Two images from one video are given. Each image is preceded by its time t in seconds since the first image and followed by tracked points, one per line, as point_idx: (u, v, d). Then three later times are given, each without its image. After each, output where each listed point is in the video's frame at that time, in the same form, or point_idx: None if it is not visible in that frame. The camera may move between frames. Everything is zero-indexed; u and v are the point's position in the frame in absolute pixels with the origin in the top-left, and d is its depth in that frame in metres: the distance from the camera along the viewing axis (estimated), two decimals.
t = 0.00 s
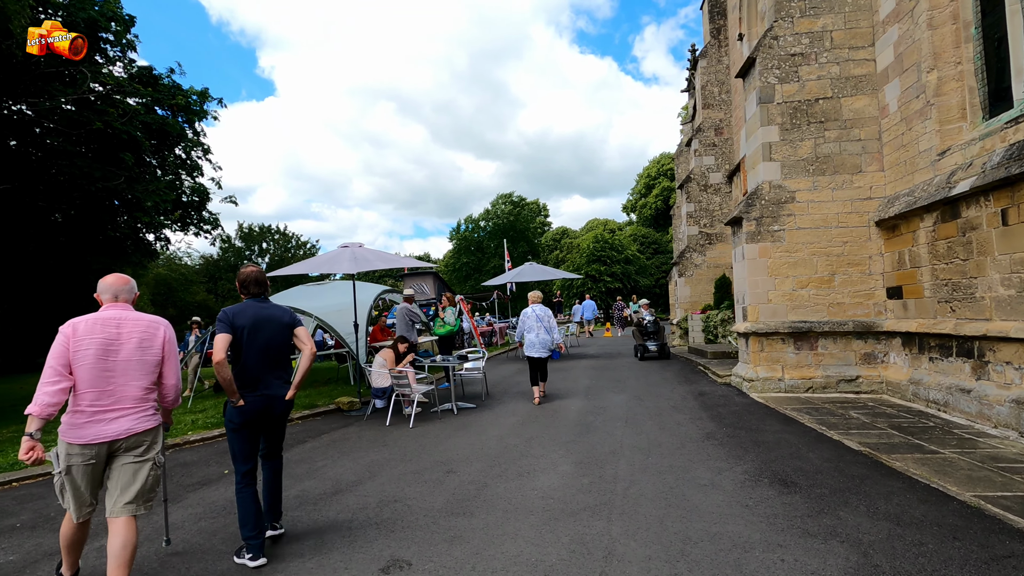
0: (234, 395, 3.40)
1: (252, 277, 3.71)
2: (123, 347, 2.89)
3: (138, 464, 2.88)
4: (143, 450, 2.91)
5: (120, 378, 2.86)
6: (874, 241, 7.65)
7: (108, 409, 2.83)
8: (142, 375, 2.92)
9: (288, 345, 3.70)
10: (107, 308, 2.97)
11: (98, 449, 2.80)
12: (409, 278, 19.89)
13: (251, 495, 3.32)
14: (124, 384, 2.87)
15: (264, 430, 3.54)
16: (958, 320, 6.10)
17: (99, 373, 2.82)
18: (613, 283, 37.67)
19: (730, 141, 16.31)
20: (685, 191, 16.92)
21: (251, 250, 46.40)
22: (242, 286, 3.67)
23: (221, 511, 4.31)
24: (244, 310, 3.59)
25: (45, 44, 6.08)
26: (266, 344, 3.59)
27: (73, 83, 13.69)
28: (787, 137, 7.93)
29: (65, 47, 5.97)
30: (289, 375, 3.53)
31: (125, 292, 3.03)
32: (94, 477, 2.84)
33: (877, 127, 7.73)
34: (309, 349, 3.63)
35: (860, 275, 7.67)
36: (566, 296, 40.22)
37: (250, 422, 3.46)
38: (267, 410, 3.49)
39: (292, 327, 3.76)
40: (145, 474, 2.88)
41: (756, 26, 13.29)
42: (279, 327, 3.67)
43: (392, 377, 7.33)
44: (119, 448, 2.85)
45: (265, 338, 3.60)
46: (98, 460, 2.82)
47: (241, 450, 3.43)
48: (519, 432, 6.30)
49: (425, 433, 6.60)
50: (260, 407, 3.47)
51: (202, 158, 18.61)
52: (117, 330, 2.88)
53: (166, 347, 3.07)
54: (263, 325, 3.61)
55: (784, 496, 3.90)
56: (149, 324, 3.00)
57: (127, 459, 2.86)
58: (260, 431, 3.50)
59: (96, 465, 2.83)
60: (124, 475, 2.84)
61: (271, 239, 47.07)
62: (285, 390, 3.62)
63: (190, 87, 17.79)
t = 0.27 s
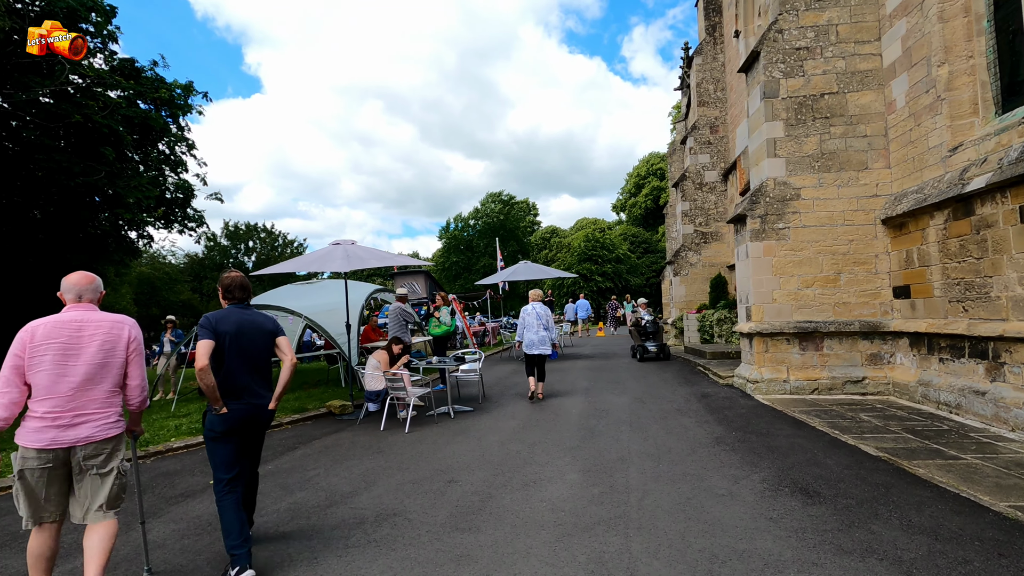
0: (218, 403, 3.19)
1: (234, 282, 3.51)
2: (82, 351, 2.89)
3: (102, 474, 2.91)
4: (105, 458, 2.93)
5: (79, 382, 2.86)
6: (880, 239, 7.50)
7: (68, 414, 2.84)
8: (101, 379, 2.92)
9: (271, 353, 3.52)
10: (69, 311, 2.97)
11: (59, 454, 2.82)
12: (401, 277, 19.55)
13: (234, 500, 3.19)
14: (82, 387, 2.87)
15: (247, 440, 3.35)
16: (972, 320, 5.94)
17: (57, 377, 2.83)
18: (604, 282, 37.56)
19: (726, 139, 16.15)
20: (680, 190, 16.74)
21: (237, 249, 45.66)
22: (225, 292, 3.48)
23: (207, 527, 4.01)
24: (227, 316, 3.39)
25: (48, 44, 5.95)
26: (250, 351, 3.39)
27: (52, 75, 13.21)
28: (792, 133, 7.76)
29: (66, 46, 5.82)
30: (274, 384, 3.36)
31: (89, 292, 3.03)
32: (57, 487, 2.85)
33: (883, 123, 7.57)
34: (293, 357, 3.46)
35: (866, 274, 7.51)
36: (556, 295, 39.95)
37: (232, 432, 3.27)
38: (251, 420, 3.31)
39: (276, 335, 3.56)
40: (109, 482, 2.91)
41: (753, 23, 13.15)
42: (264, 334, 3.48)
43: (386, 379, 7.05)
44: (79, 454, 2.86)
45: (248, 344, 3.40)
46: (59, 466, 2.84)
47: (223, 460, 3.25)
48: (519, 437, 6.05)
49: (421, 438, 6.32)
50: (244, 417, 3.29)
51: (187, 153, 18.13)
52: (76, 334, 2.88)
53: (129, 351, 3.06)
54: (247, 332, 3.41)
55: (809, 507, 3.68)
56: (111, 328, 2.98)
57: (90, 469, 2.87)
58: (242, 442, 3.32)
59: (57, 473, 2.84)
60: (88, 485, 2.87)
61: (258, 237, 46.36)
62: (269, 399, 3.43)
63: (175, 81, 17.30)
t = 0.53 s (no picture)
0: (184, 398, 3.08)
1: (204, 274, 3.37)
2: (36, 346, 2.80)
3: (64, 472, 2.84)
4: (65, 456, 2.84)
5: (34, 377, 2.76)
6: (881, 237, 7.35)
7: (24, 411, 2.73)
8: (56, 374, 2.82)
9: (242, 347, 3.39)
10: (22, 306, 2.87)
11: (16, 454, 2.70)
12: (388, 276, 19.17)
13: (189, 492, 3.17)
14: (38, 383, 2.77)
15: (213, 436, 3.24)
16: (978, 319, 5.81)
17: (10, 374, 2.73)
18: (592, 283, 37.43)
19: (717, 138, 16.01)
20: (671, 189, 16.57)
21: (219, 248, 44.73)
22: (194, 283, 3.33)
23: (180, 543, 3.69)
24: (198, 307, 3.25)
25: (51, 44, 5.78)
26: (221, 345, 3.27)
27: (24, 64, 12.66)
28: (792, 129, 7.60)
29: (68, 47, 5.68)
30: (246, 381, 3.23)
31: (44, 287, 2.92)
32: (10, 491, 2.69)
33: (884, 119, 7.44)
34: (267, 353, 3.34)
35: (866, 273, 7.37)
36: (545, 295, 39.70)
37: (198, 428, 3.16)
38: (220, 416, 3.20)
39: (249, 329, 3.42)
40: (73, 480, 2.86)
41: (746, 20, 13.03)
42: (237, 328, 3.35)
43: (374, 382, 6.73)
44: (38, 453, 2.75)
45: (219, 337, 3.27)
46: (15, 467, 2.72)
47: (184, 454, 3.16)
48: (514, 441, 5.78)
49: (411, 443, 6.02)
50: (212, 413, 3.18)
51: (167, 148, 17.56)
52: (28, 328, 2.78)
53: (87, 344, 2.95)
54: (219, 325, 3.28)
55: (829, 517, 3.46)
56: (66, 321, 2.88)
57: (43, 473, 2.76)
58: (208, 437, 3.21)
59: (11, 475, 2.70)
60: (50, 485, 2.78)
61: (241, 236, 45.48)
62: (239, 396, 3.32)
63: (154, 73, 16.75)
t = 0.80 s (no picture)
0: (130, 414, 2.84)
1: (149, 280, 3.09)
2: None
3: (17, 490, 2.73)
4: (18, 472, 2.73)
5: None
6: (881, 236, 7.19)
7: None
8: (8, 388, 2.68)
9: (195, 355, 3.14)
10: None
11: None
12: (372, 276, 18.75)
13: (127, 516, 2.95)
14: None
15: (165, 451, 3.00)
16: (985, 321, 5.64)
17: None
18: (579, 283, 37.28)
19: (707, 137, 15.87)
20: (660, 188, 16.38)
21: (199, 247, 43.74)
22: (138, 290, 3.05)
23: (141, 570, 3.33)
24: (145, 316, 2.98)
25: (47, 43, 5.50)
26: (171, 354, 3.01)
27: None
28: (790, 125, 7.40)
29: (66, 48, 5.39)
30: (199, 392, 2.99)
31: None
32: None
33: (883, 116, 7.28)
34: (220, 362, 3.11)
35: (866, 273, 7.20)
36: (532, 295, 39.43)
37: (147, 444, 2.93)
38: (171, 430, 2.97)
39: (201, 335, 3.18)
40: (27, 497, 2.76)
41: (737, 18, 12.88)
42: (188, 335, 3.09)
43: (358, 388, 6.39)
44: None
45: (168, 347, 3.02)
46: None
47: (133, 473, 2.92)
48: (507, 450, 5.49)
49: (398, 452, 5.70)
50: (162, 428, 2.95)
51: (142, 143, 16.94)
52: None
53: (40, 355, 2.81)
54: (169, 334, 3.03)
55: (851, 535, 3.21)
56: (17, 333, 2.73)
57: None
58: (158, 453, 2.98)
59: None
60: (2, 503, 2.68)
61: (222, 235, 44.53)
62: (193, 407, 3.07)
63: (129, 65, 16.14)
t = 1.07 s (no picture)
0: (65, 416, 2.73)
1: (89, 276, 2.99)
2: None
3: None
4: None
5: None
6: (884, 235, 7.02)
7: None
8: None
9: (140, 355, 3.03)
10: None
11: None
12: (360, 277, 18.34)
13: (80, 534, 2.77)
14: None
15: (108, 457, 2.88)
16: (996, 321, 5.47)
17: None
18: (569, 284, 37.06)
19: (700, 136, 15.71)
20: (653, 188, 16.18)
21: (182, 248, 42.87)
22: (78, 287, 2.96)
23: None
24: (81, 315, 2.87)
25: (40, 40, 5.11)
26: (111, 355, 2.90)
27: None
28: (792, 120, 7.21)
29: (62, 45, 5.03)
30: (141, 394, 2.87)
31: None
32: None
33: (886, 111, 7.11)
34: (167, 360, 3.03)
35: (869, 272, 7.02)
36: (521, 297, 39.13)
37: (87, 450, 2.80)
38: (112, 434, 2.85)
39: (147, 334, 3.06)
40: None
41: (730, 16, 12.74)
42: (131, 335, 2.97)
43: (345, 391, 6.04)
44: None
45: (109, 346, 2.91)
46: None
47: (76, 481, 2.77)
48: (502, 458, 5.19)
49: (386, 461, 5.38)
50: (103, 432, 2.83)
51: (120, 139, 16.39)
52: None
53: None
54: (108, 333, 2.91)
55: (882, 552, 2.96)
56: None
57: None
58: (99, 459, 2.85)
59: None
60: None
61: (205, 236, 43.70)
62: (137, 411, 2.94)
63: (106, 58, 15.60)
